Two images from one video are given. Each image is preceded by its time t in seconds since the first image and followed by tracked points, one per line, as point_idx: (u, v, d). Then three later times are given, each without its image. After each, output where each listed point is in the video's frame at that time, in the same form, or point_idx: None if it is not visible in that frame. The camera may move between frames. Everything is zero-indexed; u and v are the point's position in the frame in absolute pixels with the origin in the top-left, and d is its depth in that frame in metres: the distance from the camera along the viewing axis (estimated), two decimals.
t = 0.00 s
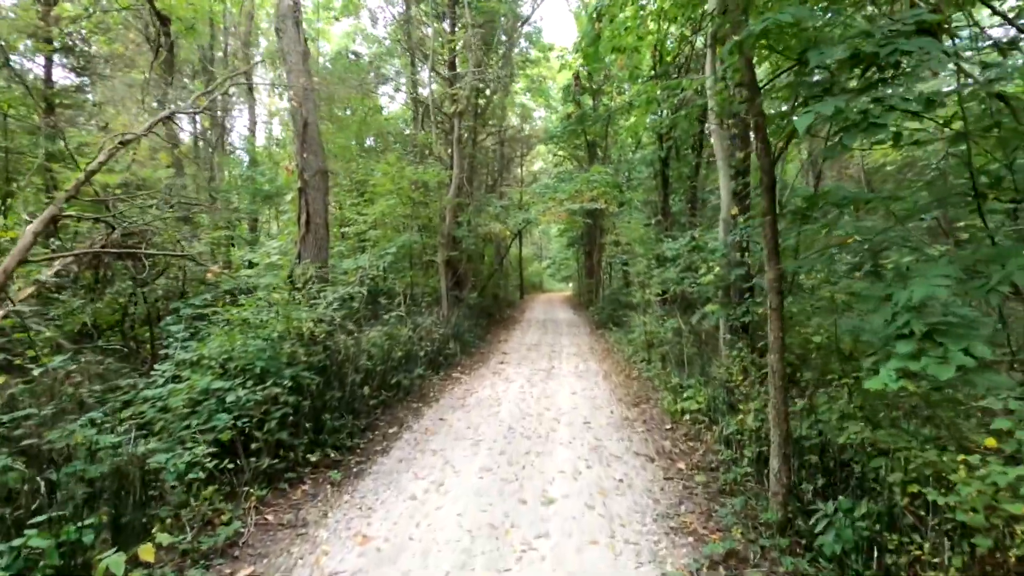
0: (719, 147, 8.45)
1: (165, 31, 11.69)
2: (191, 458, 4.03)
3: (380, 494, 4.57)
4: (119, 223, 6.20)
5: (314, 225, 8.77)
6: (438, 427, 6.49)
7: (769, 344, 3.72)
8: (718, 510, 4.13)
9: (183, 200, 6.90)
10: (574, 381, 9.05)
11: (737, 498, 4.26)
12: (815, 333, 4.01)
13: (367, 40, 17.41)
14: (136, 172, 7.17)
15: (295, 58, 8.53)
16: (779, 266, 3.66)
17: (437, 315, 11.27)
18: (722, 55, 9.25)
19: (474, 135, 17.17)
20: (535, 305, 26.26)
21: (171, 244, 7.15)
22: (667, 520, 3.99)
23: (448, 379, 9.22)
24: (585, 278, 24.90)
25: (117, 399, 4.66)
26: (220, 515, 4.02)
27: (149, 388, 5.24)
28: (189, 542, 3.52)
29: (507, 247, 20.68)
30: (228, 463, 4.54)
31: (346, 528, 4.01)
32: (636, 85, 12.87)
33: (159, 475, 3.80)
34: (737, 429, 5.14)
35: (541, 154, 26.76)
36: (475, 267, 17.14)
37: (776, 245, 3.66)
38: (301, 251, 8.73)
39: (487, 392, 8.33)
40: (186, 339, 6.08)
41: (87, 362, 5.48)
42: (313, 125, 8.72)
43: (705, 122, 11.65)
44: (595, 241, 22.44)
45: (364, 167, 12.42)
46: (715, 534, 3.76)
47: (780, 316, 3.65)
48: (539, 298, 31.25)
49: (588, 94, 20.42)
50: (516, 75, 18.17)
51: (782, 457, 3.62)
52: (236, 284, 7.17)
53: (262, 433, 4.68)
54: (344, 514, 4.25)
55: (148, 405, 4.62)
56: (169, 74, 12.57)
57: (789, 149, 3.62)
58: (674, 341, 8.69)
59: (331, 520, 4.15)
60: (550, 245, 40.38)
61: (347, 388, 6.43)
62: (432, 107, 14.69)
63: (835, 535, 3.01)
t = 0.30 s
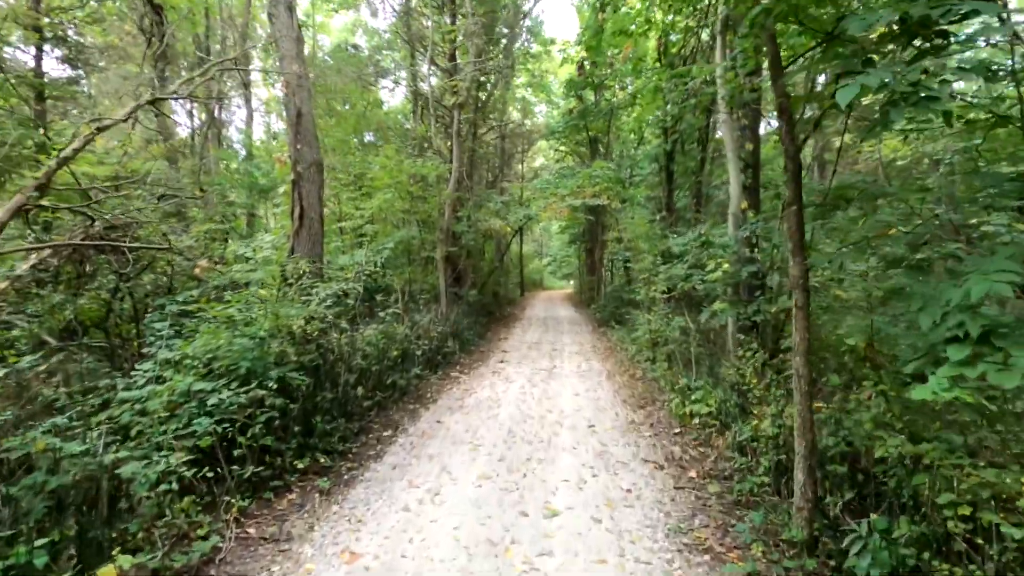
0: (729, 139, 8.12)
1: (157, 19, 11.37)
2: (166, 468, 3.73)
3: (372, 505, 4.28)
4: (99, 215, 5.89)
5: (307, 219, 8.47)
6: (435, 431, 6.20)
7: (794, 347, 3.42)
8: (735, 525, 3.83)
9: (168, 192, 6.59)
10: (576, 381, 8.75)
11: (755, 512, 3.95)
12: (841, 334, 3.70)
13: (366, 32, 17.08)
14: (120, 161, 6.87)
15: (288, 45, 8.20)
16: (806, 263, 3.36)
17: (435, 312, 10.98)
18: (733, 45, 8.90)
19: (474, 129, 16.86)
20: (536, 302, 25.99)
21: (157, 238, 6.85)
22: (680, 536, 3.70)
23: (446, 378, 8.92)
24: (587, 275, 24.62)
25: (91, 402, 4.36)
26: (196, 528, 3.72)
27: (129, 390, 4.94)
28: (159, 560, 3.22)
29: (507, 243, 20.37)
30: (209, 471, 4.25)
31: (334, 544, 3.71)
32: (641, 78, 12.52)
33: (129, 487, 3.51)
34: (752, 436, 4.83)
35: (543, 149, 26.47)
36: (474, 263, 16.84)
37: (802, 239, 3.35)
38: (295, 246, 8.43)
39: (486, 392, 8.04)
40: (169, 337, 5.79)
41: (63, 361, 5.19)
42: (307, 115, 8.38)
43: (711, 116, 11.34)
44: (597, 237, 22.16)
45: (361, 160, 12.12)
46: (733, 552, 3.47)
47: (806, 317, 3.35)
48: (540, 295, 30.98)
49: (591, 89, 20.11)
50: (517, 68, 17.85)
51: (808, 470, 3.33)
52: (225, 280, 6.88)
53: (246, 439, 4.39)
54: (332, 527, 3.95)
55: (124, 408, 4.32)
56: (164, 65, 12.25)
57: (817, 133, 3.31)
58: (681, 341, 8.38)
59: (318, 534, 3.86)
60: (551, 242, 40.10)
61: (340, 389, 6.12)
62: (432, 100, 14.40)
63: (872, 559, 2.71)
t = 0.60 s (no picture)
0: (738, 133, 7.80)
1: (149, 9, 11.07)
2: (135, 487, 3.46)
3: (360, 524, 3.99)
4: (79, 212, 5.60)
5: (300, 215, 8.17)
6: (430, 439, 5.91)
7: (819, 361, 3.13)
8: (753, 550, 3.56)
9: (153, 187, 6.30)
10: (577, 384, 8.46)
11: (773, 535, 3.68)
12: (870, 344, 3.40)
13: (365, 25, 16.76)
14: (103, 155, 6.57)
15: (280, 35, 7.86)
16: (834, 269, 3.06)
17: (433, 312, 10.72)
18: (742, 36, 8.59)
19: (474, 125, 16.55)
20: (536, 300, 25.72)
21: (142, 236, 6.56)
22: (693, 563, 3.42)
23: (444, 381, 8.64)
24: (588, 273, 24.34)
25: (62, 413, 4.08)
26: (170, 551, 3.45)
27: (104, 399, 4.66)
28: None
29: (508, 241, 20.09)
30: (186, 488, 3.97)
31: (318, 570, 3.44)
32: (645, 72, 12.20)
33: (94, 508, 3.24)
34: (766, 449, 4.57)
35: (544, 145, 26.16)
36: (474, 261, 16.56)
37: (830, 243, 3.05)
38: (287, 244, 8.13)
39: (485, 396, 7.77)
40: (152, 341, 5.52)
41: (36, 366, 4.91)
42: (299, 108, 8.06)
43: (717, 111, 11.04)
44: (599, 235, 21.88)
45: (358, 156, 11.83)
46: None
47: (834, 328, 3.05)
48: (540, 292, 30.68)
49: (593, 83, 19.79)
50: (518, 62, 17.53)
51: (835, 496, 3.04)
52: (213, 280, 6.59)
53: (226, 452, 4.11)
54: (317, 549, 3.68)
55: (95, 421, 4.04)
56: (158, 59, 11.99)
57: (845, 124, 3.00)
58: (687, 343, 8.09)
59: (301, 558, 3.58)
60: (551, 239, 39.81)
61: (329, 396, 5.84)
62: (431, 95, 14.09)
63: None
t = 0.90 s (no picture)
0: (746, 123, 7.47)
1: None
2: (94, 502, 3.16)
3: (342, 540, 3.70)
4: (51, 205, 5.32)
5: (290, 209, 7.87)
6: (422, 444, 5.62)
7: (846, 366, 2.82)
8: (768, 572, 3.27)
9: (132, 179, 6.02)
10: (578, 385, 8.15)
11: (790, 555, 3.39)
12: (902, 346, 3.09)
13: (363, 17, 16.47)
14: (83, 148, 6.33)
15: (269, 20, 7.52)
16: (863, 265, 2.75)
17: (430, 310, 10.44)
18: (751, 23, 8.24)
19: (474, 119, 16.24)
20: (538, 298, 25.44)
21: (124, 231, 6.31)
22: None
23: (440, 382, 8.33)
24: (590, 271, 24.05)
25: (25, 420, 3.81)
26: (134, 572, 3.16)
27: (74, 403, 4.38)
28: None
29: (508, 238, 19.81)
30: (155, 500, 3.68)
31: None
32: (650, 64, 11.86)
33: (45, 526, 2.96)
34: (780, 458, 4.26)
35: (546, 141, 25.85)
36: (474, 258, 16.27)
37: (860, 236, 2.74)
38: (277, 240, 7.83)
39: (482, 398, 7.47)
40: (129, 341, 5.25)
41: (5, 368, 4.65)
42: (290, 97, 7.74)
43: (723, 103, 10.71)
44: (601, 232, 21.56)
45: (354, 149, 11.53)
46: None
47: (863, 330, 2.73)
48: (541, 290, 30.36)
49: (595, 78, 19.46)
50: (519, 55, 17.20)
51: (863, 516, 2.75)
52: (196, 277, 6.31)
53: (199, 462, 3.82)
54: (295, 569, 3.39)
55: (59, 427, 3.76)
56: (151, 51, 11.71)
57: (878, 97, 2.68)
58: (693, 343, 7.79)
59: None
60: (553, 236, 39.51)
61: (317, 399, 5.54)
62: (430, 88, 13.79)
63: None
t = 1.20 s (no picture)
0: (752, 116, 7.17)
1: None
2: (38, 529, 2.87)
3: (318, 564, 3.40)
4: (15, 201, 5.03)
5: (277, 206, 7.57)
6: (411, 454, 5.31)
7: (873, 379, 2.52)
8: None
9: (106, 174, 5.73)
10: (577, 389, 7.83)
11: None
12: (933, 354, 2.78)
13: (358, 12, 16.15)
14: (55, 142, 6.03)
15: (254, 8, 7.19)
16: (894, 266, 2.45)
17: (425, 310, 10.15)
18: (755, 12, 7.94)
19: (471, 116, 15.93)
20: (537, 297, 25.16)
21: (99, 229, 6.03)
22: None
23: (433, 386, 8.01)
24: (589, 270, 23.79)
25: None
26: None
27: (33, 412, 4.08)
28: None
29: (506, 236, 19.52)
30: (113, 522, 3.39)
31: None
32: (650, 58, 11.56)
33: None
34: (792, 473, 3.97)
35: (545, 139, 25.54)
36: (471, 257, 15.97)
37: (889, 233, 2.44)
38: (263, 238, 7.53)
39: (476, 402, 7.18)
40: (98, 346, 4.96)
41: None
42: (276, 89, 7.43)
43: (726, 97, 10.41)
44: (601, 230, 21.27)
45: (347, 145, 11.23)
46: None
47: (893, 338, 2.44)
48: (541, 289, 30.07)
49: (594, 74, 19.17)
50: (517, 51, 16.90)
51: (893, 547, 2.46)
52: (175, 277, 6.03)
53: (163, 478, 3.52)
54: None
55: (10, 442, 3.46)
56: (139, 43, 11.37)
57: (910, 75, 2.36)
58: (696, 345, 7.49)
59: None
60: (552, 235, 39.21)
61: (299, 406, 5.24)
62: (426, 83, 13.50)
63: None
